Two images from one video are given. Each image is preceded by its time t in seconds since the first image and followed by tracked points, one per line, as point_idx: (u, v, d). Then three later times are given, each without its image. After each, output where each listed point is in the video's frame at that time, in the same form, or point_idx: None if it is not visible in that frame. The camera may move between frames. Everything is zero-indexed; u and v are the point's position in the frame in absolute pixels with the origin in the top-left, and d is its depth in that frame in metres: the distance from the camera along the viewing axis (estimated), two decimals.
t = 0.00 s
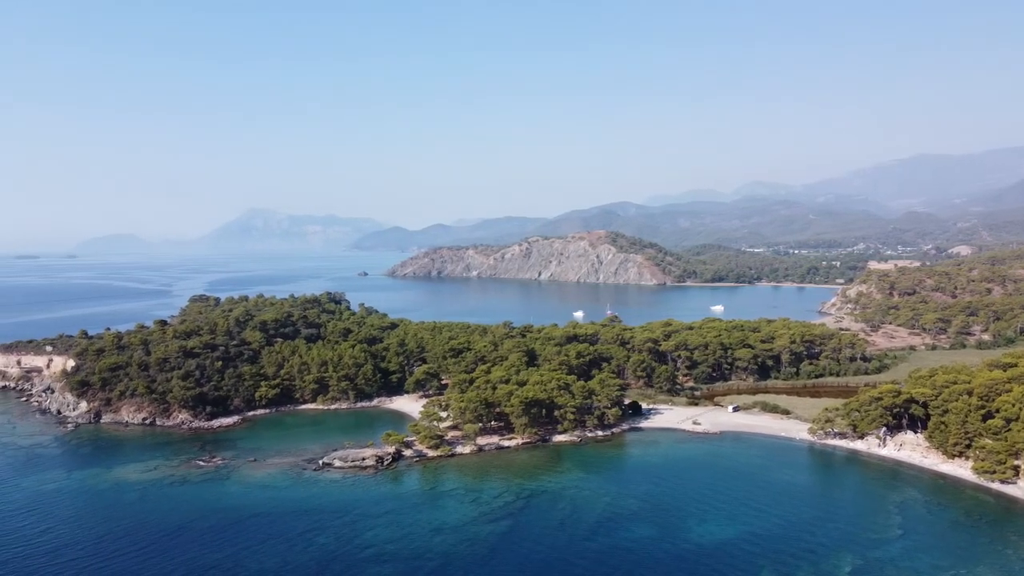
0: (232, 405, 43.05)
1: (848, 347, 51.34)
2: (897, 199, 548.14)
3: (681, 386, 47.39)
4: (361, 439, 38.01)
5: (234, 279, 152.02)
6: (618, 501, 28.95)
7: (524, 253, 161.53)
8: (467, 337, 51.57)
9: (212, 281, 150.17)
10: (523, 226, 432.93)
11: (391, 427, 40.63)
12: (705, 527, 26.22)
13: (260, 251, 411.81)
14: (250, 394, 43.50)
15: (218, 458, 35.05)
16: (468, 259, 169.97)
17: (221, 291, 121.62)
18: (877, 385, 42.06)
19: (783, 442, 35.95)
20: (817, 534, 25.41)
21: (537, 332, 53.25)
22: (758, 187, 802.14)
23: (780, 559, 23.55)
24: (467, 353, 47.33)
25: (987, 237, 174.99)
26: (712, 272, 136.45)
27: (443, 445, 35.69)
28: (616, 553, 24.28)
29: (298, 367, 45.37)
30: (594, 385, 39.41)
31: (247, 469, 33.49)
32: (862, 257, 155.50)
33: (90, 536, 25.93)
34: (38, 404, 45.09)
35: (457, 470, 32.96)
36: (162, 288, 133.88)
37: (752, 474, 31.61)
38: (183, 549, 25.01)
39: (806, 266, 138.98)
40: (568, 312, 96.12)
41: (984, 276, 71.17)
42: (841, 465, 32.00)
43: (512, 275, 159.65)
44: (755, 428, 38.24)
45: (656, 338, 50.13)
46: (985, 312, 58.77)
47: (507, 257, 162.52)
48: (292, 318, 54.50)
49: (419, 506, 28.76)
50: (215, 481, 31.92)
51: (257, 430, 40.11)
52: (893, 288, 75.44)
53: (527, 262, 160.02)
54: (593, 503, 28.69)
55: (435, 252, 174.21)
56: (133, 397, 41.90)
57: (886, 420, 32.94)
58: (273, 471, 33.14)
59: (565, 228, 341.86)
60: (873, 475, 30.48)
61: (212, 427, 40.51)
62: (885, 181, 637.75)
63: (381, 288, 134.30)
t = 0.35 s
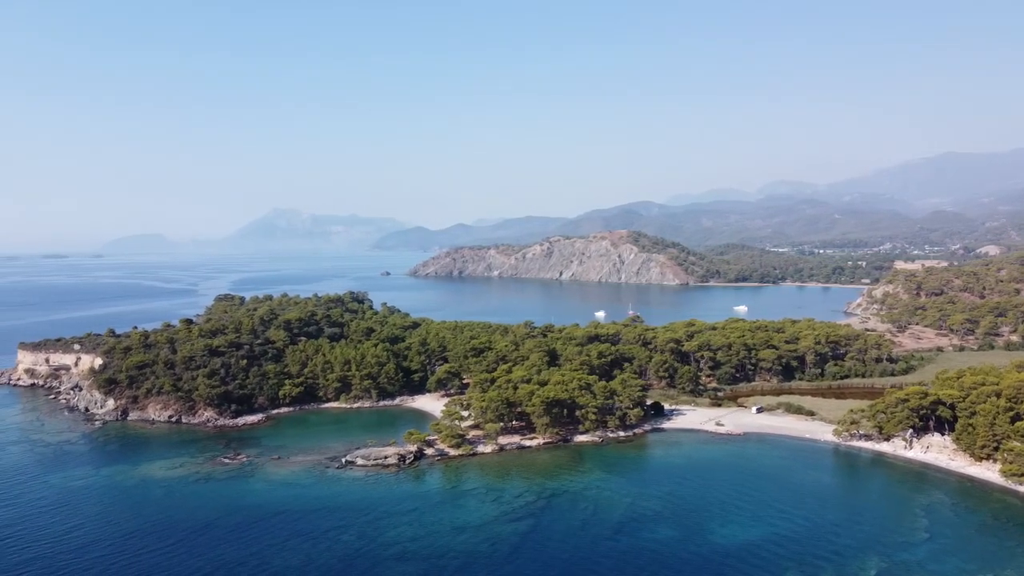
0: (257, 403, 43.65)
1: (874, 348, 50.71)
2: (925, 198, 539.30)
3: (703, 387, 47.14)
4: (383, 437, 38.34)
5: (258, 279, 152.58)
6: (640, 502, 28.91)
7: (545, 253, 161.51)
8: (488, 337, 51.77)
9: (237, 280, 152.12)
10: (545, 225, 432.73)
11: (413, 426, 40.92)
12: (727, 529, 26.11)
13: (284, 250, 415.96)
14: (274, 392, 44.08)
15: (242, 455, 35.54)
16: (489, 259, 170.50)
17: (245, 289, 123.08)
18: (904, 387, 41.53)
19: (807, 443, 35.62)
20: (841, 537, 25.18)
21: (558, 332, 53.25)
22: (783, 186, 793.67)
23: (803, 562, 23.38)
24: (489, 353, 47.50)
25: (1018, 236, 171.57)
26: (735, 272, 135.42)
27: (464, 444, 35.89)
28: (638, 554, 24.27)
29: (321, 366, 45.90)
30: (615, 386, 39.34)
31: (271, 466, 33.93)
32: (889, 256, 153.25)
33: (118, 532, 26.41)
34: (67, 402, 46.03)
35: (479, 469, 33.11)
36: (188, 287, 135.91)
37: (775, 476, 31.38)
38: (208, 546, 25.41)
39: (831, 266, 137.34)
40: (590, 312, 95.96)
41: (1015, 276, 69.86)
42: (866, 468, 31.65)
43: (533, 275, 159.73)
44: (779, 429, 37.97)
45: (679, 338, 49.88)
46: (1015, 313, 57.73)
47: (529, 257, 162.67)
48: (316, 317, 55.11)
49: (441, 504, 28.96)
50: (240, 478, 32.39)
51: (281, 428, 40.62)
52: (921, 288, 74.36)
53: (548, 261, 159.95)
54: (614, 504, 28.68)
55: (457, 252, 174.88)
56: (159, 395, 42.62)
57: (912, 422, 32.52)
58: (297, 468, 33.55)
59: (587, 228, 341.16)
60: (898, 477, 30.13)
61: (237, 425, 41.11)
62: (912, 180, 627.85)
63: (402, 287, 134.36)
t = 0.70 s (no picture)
0: (281, 401, 44.25)
1: (900, 349, 50.08)
2: (954, 197, 530.15)
3: (726, 388, 46.89)
4: (405, 436, 38.68)
5: (282, 279, 152.36)
6: (661, 503, 28.90)
7: (567, 252, 161.45)
8: (510, 336, 51.95)
9: (262, 279, 153.92)
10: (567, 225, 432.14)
11: (434, 424, 41.20)
12: (751, 531, 26.02)
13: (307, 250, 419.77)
14: (298, 390, 44.68)
15: (266, 453, 36.06)
16: (510, 258, 170.93)
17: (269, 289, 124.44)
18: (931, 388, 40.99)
19: (832, 445, 35.33)
20: (866, 540, 24.98)
21: (579, 332, 53.29)
22: (806, 186, 785.16)
23: (828, 565, 23.24)
24: (510, 353, 47.66)
25: None
26: (759, 271, 134.32)
27: (486, 443, 36.08)
28: (660, 555, 24.29)
29: (344, 365, 46.40)
30: (637, 386, 39.28)
31: (294, 464, 34.41)
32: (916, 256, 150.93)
33: (145, 528, 26.87)
34: (95, 399, 47.00)
35: (500, 469, 33.27)
36: (214, 286, 137.96)
37: (798, 478, 31.17)
38: (233, 543, 25.81)
39: (857, 266, 135.66)
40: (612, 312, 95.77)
41: None
42: (891, 470, 31.33)
43: (554, 275, 159.75)
44: (803, 431, 37.69)
45: (701, 338, 49.65)
46: None
47: (550, 257, 162.75)
48: (339, 316, 55.69)
49: (463, 503, 29.16)
50: (264, 475, 32.89)
51: (304, 426, 41.12)
52: (948, 289, 73.25)
53: (569, 261, 159.81)
54: (636, 505, 28.71)
55: (479, 252, 175.52)
56: (185, 393, 43.34)
57: (939, 424, 32.12)
58: (320, 466, 33.98)
59: (608, 227, 340.25)
60: (925, 480, 29.80)
61: (261, 423, 41.70)
62: (940, 178, 617.51)
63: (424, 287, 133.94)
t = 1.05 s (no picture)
0: (306, 400, 44.88)
1: (929, 350, 49.41)
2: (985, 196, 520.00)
3: (751, 389, 46.64)
4: (428, 435, 39.04)
5: (306, 279, 151.63)
6: (684, 505, 28.91)
7: (589, 252, 161.17)
8: (532, 336, 52.15)
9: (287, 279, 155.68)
10: (589, 224, 431.04)
11: (457, 424, 41.51)
12: (775, 534, 25.95)
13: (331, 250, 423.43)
14: (322, 389, 45.28)
15: (291, 451, 36.61)
16: (533, 258, 171.14)
17: (294, 288, 126.00)
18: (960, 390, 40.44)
19: (858, 448, 35.01)
20: (892, 543, 24.80)
21: (602, 332, 53.32)
22: (833, 185, 775.18)
23: (853, 569, 23.14)
24: (532, 352, 47.85)
25: None
26: (784, 271, 133.01)
27: (508, 443, 36.29)
28: (684, 556, 24.34)
29: (368, 364, 46.97)
30: (660, 387, 39.27)
31: (319, 462, 34.91)
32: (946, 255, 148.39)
33: (174, 525, 27.34)
34: (124, 397, 47.98)
35: (523, 468, 33.48)
36: (239, 285, 139.92)
37: (823, 480, 30.98)
38: (258, 539, 26.28)
39: (885, 266, 133.77)
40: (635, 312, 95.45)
41: None
42: (919, 473, 31.01)
43: (577, 274, 159.63)
44: (828, 433, 37.40)
45: (726, 339, 49.40)
46: None
47: (573, 256, 162.65)
48: (363, 315, 56.32)
49: (485, 502, 29.42)
50: (289, 473, 33.42)
51: (329, 424, 41.70)
52: (978, 289, 72.02)
53: (592, 261, 159.52)
54: (659, 506, 28.74)
55: (501, 252, 175.92)
56: (212, 391, 44.14)
57: (968, 426, 31.70)
58: (344, 464, 34.46)
59: (631, 226, 339.05)
60: (953, 483, 29.47)
61: (287, 420, 42.36)
62: (971, 177, 606.02)
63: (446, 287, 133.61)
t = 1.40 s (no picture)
0: (332, 398, 45.53)
1: (961, 351, 48.68)
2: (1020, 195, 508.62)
3: (778, 390, 46.33)
4: (453, 434, 39.42)
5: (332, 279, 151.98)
6: (710, 507, 28.86)
7: (614, 251, 160.76)
8: (556, 336, 52.31)
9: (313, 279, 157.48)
10: (614, 224, 429.45)
11: (482, 423, 41.83)
12: (802, 536, 25.88)
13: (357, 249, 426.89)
14: (348, 387, 45.92)
15: (318, 449, 37.20)
16: (557, 258, 171.20)
17: (320, 288, 127.54)
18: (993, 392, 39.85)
19: (886, 450, 34.69)
20: (921, 547, 24.61)
21: (626, 332, 53.30)
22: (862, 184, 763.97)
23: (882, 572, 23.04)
24: (556, 352, 48.03)
25: None
26: (812, 271, 131.52)
27: (533, 442, 36.52)
28: (710, 558, 24.41)
29: (394, 363, 47.51)
30: (686, 388, 39.22)
31: (345, 459, 35.44)
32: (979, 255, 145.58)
33: (204, 522, 27.90)
34: (154, 394, 49.07)
35: (547, 468, 33.69)
36: (267, 284, 141.92)
37: (850, 482, 30.76)
38: (285, 536, 26.78)
39: (916, 266, 131.62)
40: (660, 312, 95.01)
41: None
42: (949, 476, 30.67)
43: (601, 274, 159.38)
44: (857, 435, 37.08)
45: (753, 340, 49.09)
46: None
47: (597, 256, 162.39)
48: (388, 314, 56.91)
49: (509, 502, 29.70)
50: (315, 471, 33.98)
51: (354, 422, 42.27)
52: (1011, 290, 70.66)
53: (617, 260, 159.08)
54: (684, 507, 28.78)
55: (525, 252, 176.20)
56: (240, 389, 44.95)
57: (1000, 428, 31.30)
58: (369, 462, 34.95)
59: (657, 226, 337.36)
60: (985, 486, 29.12)
61: (313, 418, 43.02)
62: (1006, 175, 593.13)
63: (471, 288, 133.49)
